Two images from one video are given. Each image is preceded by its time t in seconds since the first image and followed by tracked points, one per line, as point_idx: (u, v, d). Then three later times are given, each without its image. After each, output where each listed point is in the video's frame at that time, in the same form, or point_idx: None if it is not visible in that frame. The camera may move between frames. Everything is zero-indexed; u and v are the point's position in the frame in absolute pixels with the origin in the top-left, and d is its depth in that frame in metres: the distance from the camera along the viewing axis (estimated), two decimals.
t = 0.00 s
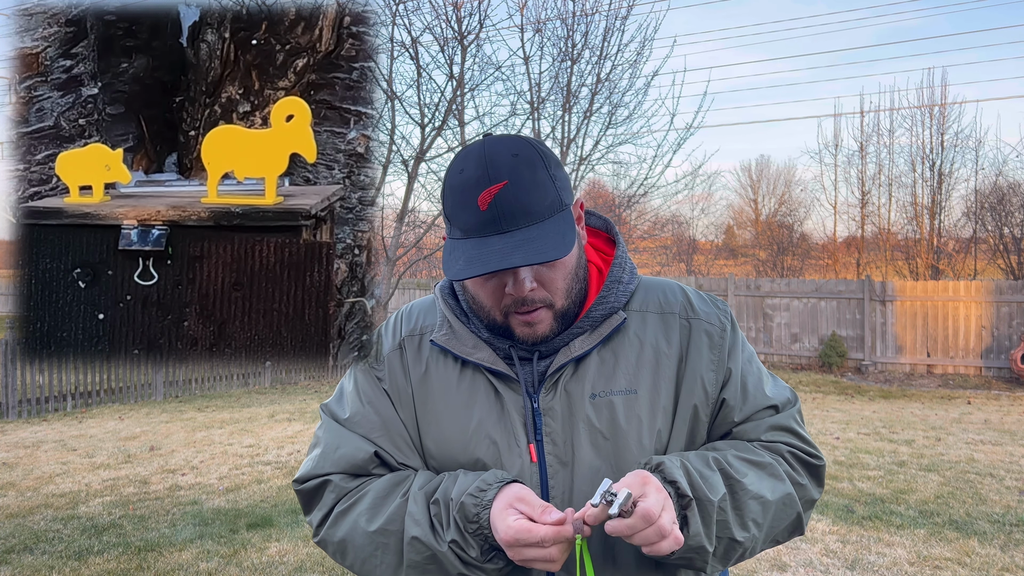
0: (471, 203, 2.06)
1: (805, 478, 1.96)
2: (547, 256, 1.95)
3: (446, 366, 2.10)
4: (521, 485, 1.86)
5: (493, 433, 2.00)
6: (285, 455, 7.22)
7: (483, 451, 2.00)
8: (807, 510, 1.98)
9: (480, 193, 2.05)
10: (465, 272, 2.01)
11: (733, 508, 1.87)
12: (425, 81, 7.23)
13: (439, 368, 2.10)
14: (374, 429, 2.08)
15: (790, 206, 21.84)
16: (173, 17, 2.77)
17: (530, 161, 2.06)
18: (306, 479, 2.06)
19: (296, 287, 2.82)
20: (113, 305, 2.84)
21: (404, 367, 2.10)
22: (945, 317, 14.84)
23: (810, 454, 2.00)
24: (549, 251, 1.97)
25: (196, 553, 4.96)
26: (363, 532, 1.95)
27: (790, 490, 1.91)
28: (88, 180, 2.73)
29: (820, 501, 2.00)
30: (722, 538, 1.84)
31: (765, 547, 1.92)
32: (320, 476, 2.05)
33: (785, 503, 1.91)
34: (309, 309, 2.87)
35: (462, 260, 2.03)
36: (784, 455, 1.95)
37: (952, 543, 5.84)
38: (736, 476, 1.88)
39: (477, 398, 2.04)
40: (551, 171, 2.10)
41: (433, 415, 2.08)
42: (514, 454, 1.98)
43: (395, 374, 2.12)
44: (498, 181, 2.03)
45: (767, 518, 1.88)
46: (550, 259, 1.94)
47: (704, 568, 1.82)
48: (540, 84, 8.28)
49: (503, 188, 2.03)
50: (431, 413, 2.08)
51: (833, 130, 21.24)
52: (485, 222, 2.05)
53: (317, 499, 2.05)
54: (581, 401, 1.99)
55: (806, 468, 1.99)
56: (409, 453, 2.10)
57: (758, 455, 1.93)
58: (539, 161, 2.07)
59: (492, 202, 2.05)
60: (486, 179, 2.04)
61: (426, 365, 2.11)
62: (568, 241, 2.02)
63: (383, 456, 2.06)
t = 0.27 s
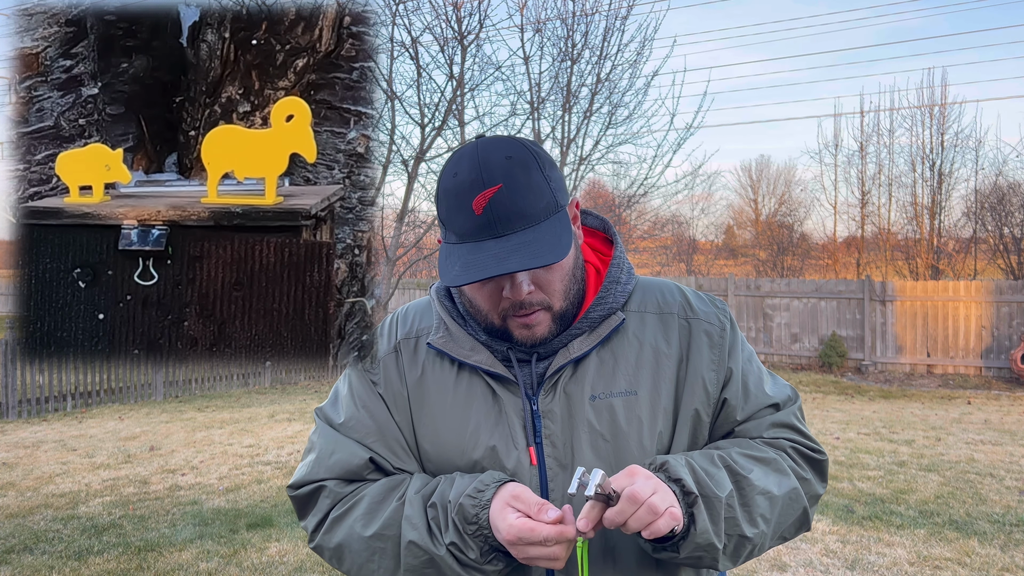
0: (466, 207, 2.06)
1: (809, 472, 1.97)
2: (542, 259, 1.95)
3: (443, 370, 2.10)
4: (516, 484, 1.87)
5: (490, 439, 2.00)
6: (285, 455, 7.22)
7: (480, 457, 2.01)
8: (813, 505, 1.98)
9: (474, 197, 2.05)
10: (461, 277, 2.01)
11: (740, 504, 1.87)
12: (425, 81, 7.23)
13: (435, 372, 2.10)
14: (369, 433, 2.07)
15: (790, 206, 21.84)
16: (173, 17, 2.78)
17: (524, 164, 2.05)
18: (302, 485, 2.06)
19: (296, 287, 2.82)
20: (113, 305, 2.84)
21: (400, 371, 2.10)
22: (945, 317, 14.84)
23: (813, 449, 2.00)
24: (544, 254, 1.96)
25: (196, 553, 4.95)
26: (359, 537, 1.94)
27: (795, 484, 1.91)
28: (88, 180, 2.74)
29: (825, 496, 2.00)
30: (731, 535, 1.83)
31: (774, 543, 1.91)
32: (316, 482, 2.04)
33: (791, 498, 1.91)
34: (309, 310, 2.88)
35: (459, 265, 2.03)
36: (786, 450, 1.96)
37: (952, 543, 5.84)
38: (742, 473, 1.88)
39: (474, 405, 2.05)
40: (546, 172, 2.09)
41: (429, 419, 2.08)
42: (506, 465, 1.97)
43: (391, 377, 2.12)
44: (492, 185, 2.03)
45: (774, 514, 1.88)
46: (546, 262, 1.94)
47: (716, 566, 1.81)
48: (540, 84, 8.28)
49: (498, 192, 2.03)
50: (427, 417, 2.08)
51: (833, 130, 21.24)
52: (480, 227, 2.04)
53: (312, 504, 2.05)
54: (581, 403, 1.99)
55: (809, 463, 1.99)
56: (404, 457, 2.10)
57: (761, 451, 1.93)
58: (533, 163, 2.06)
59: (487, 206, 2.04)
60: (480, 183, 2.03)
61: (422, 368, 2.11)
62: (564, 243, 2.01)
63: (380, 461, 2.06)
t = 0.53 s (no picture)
0: (461, 210, 2.06)
1: (809, 470, 1.97)
2: (538, 262, 1.95)
3: (438, 373, 2.10)
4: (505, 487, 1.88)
5: (485, 443, 2.00)
6: (285, 455, 7.22)
7: (474, 460, 2.01)
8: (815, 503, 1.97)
9: (470, 200, 2.05)
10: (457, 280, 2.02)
11: (741, 502, 1.86)
12: (425, 80, 7.23)
13: (430, 375, 2.10)
14: (362, 436, 2.06)
15: (790, 206, 21.83)
16: (173, 17, 2.77)
17: (519, 165, 2.04)
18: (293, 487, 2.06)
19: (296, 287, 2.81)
20: (112, 305, 2.85)
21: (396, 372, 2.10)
22: (945, 317, 14.83)
23: (812, 447, 2.00)
24: (541, 257, 1.97)
25: (196, 553, 4.95)
26: (348, 542, 1.94)
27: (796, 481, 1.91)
28: (88, 180, 2.74)
29: (826, 495, 2.00)
30: (732, 533, 1.82)
31: (776, 543, 1.90)
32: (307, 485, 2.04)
33: (792, 496, 1.90)
34: (309, 308, 2.86)
35: (455, 268, 2.04)
36: (786, 447, 1.96)
37: (952, 543, 5.84)
38: (741, 470, 1.87)
39: (469, 407, 2.05)
40: (540, 172, 2.09)
41: (424, 421, 2.08)
42: (500, 466, 1.99)
43: (385, 379, 2.11)
44: (487, 187, 2.03)
45: (775, 511, 1.87)
46: (542, 265, 1.94)
47: (714, 564, 1.80)
48: (540, 84, 8.28)
49: (493, 194, 2.03)
50: (422, 421, 2.08)
51: (833, 130, 21.24)
52: (476, 229, 2.05)
53: (303, 506, 2.05)
54: (578, 404, 1.99)
55: (810, 460, 1.99)
56: (396, 460, 2.10)
57: (761, 449, 1.93)
58: (527, 163, 2.05)
59: (482, 208, 2.04)
60: (475, 185, 2.03)
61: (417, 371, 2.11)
62: (559, 245, 2.01)
63: (372, 464, 2.06)
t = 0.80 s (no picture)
0: (454, 205, 2.06)
1: (807, 453, 1.95)
2: (530, 255, 1.94)
3: (433, 373, 2.10)
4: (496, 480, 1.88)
5: (479, 440, 2.00)
6: (285, 455, 7.22)
7: (469, 458, 2.00)
8: (816, 488, 1.95)
9: (462, 195, 2.05)
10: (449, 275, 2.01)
11: (734, 482, 1.85)
12: (425, 80, 7.23)
13: (426, 375, 2.10)
14: (357, 436, 2.07)
15: (790, 206, 21.83)
16: (173, 17, 2.79)
17: (511, 160, 2.04)
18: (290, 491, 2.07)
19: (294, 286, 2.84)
20: (113, 305, 2.85)
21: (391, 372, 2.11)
22: (945, 318, 14.83)
23: (810, 432, 1.98)
24: (532, 250, 1.96)
25: (196, 553, 4.95)
26: (346, 548, 1.95)
27: (792, 463, 1.90)
28: (88, 180, 2.74)
29: (827, 480, 1.97)
30: (725, 512, 1.81)
31: (776, 527, 1.88)
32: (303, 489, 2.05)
33: (788, 477, 1.89)
34: (310, 309, 2.90)
35: (447, 263, 2.04)
36: (782, 431, 1.95)
37: (952, 543, 5.84)
38: (734, 449, 1.87)
39: (464, 406, 2.04)
40: (533, 169, 2.08)
41: (420, 420, 2.08)
42: (496, 463, 1.98)
43: (380, 380, 2.12)
44: (479, 182, 2.03)
45: (772, 493, 1.86)
46: (534, 258, 1.94)
47: (708, 545, 1.79)
48: (540, 84, 8.28)
49: (485, 189, 2.03)
50: (417, 420, 2.08)
51: (833, 130, 21.24)
52: (468, 224, 2.05)
53: (300, 510, 2.07)
54: (572, 399, 1.99)
55: (808, 444, 1.97)
56: (391, 460, 2.09)
57: (755, 432, 1.92)
58: (520, 159, 2.05)
59: (474, 203, 2.04)
60: (467, 181, 2.04)
61: (413, 371, 2.12)
62: (551, 238, 2.00)
63: (367, 465, 2.06)
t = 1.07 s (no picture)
0: (447, 202, 2.07)
1: (807, 452, 1.95)
2: (521, 249, 1.94)
3: (428, 372, 2.10)
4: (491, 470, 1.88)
5: (474, 439, 2.00)
6: (285, 455, 7.22)
7: (463, 456, 2.00)
8: (816, 488, 1.94)
9: (455, 193, 2.06)
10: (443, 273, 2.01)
11: (737, 477, 1.85)
12: (425, 81, 7.23)
13: (421, 375, 2.11)
14: (352, 437, 2.07)
15: (790, 206, 21.83)
16: (173, 17, 2.83)
17: (503, 159, 2.05)
18: (286, 491, 2.08)
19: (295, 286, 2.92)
20: (112, 305, 2.86)
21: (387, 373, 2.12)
22: (945, 318, 14.83)
23: (810, 432, 1.98)
24: (524, 244, 1.96)
25: (196, 553, 4.94)
26: (339, 543, 1.95)
27: (793, 461, 1.90)
28: (88, 180, 2.77)
29: (827, 481, 1.97)
30: (728, 506, 1.81)
31: (776, 525, 1.88)
32: (298, 488, 2.06)
33: (788, 475, 1.89)
34: (309, 309, 3.01)
35: (440, 259, 2.03)
36: (782, 430, 1.95)
37: (952, 543, 5.84)
38: (737, 444, 1.87)
39: (458, 404, 2.04)
40: (524, 167, 2.09)
41: (414, 421, 2.08)
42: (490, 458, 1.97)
43: (375, 382, 2.13)
44: (471, 180, 2.04)
45: (773, 491, 1.86)
46: (526, 251, 1.94)
47: (709, 537, 1.79)
48: (540, 84, 8.28)
49: (477, 186, 2.03)
50: (412, 420, 2.08)
51: (834, 130, 21.23)
52: (461, 221, 2.04)
53: (296, 510, 2.07)
54: (567, 398, 1.98)
55: (808, 444, 1.97)
56: (386, 459, 2.09)
57: (756, 430, 1.92)
58: (511, 157, 2.07)
59: (467, 201, 2.05)
60: (459, 178, 2.04)
61: (408, 372, 2.13)
62: (542, 233, 2.00)
63: (362, 465, 2.06)
